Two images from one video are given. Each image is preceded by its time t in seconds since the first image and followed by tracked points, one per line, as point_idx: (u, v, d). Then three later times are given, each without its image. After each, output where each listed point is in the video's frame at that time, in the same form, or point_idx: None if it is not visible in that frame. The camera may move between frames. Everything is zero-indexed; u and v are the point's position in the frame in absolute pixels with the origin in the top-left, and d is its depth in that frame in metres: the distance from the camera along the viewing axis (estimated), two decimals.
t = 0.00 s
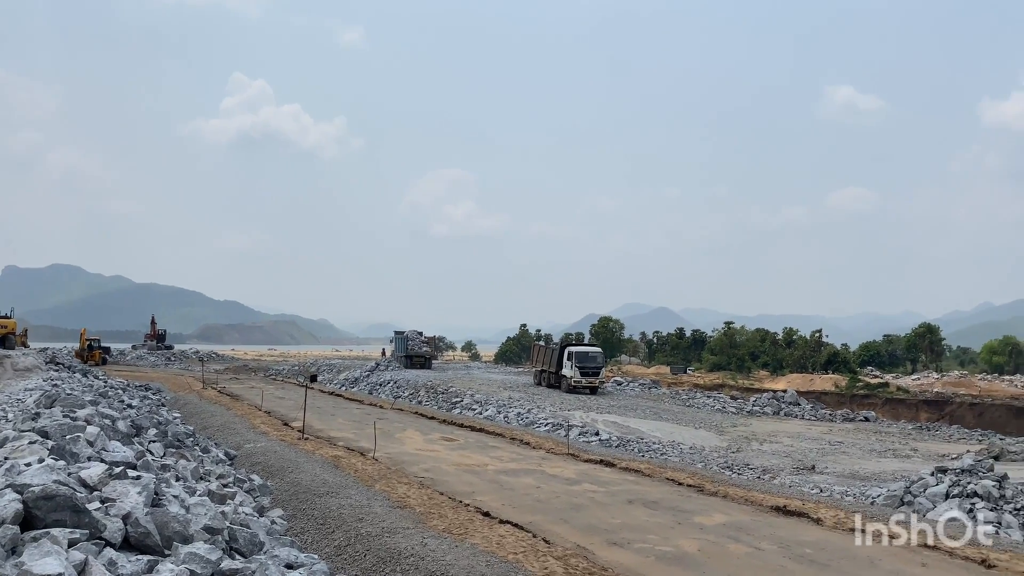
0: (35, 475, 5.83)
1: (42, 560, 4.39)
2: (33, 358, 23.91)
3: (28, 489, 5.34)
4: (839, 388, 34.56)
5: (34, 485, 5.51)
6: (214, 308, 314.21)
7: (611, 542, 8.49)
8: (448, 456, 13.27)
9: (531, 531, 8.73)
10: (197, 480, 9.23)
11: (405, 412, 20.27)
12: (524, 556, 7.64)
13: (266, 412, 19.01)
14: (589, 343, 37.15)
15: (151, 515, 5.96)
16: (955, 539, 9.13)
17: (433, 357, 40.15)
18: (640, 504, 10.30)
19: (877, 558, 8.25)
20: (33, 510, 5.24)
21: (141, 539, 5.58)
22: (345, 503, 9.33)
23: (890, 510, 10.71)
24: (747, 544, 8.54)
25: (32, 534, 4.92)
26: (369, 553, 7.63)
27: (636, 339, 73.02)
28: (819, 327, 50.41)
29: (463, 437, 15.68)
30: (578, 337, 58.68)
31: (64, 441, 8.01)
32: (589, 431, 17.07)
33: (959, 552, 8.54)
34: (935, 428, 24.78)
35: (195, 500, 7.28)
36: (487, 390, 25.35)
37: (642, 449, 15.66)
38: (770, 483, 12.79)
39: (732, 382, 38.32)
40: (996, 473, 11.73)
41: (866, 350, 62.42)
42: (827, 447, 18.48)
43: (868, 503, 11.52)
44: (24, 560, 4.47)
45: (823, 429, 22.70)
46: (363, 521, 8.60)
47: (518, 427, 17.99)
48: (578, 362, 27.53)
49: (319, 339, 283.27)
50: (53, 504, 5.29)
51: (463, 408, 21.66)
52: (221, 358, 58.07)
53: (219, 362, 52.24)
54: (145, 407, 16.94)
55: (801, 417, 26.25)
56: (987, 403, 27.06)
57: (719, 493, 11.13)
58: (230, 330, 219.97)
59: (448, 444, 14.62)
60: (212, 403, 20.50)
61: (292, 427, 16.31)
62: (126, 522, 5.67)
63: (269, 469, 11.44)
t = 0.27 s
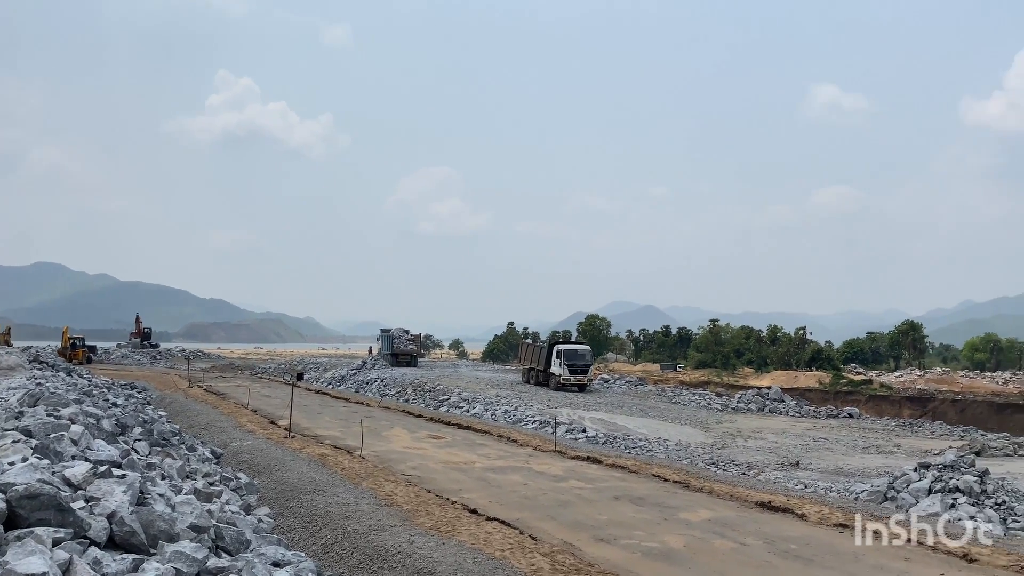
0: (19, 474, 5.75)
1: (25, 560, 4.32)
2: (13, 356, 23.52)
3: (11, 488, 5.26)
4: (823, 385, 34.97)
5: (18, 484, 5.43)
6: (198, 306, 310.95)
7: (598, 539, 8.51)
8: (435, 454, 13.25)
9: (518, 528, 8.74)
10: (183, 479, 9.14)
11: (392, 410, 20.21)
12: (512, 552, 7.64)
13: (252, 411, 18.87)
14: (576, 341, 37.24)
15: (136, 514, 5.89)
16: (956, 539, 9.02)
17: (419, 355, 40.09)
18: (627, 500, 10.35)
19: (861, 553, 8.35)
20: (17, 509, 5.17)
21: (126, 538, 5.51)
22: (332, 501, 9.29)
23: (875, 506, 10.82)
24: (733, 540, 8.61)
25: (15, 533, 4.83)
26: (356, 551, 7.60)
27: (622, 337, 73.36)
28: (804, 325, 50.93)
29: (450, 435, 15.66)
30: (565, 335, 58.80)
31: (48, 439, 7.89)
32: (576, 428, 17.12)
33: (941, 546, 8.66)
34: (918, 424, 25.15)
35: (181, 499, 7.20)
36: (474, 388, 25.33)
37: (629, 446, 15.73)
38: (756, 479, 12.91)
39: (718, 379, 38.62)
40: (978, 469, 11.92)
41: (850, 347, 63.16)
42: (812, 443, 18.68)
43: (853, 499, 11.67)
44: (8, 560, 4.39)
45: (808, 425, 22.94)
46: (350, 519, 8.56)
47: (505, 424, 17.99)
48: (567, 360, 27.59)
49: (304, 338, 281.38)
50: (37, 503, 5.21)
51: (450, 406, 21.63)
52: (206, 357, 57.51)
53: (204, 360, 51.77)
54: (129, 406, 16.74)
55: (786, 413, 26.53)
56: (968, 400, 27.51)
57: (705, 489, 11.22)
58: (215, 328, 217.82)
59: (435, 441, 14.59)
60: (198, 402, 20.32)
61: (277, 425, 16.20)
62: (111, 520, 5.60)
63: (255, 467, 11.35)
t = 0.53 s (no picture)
0: (14, 473, 5.73)
1: (21, 560, 4.31)
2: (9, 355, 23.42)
3: (7, 487, 5.24)
4: (820, 382, 35.07)
5: (13, 483, 5.41)
6: (194, 304, 310.21)
7: (596, 536, 8.53)
8: (432, 452, 13.24)
9: (515, 526, 8.75)
10: (179, 478, 9.12)
11: (389, 409, 20.21)
12: (509, 551, 7.65)
13: (249, 409, 18.84)
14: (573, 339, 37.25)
15: (132, 513, 5.88)
16: (952, 539, 8.90)
17: (415, 353, 40.09)
18: (625, 498, 10.37)
19: (858, 550, 8.38)
20: (14, 508, 5.15)
21: (123, 537, 5.51)
22: (329, 500, 9.28)
23: (873, 504, 10.85)
24: (730, 537, 8.64)
25: (11, 533, 4.81)
26: (353, 550, 7.60)
27: (620, 335, 73.48)
28: (800, 322, 51.05)
29: (447, 433, 15.66)
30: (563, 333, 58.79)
31: (43, 439, 7.86)
32: (573, 426, 17.14)
33: (939, 544, 8.68)
34: (915, 421, 25.24)
35: (177, 498, 7.19)
36: (471, 386, 25.34)
37: (626, 443, 15.75)
38: (753, 476, 12.95)
39: (715, 377, 38.71)
40: (975, 466, 11.96)
41: (846, 345, 63.36)
42: (809, 440, 18.74)
43: (850, 496, 11.73)
44: (4, 560, 4.37)
45: (805, 423, 23.01)
46: (347, 518, 8.55)
47: (502, 422, 18.00)
48: (566, 359, 27.61)
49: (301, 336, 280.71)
50: (32, 502, 5.19)
51: (447, 405, 21.64)
52: (203, 355, 57.44)
53: (200, 359, 51.68)
54: (125, 404, 16.70)
55: (783, 411, 26.60)
56: (965, 397, 27.62)
57: (702, 487, 11.25)
58: (211, 327, 217.30)
59: (433, 440, 14.60)
60: (194, 401, 20.28)
61: (274, 424, 16.19)
62: (108, 519, 5.59)
63: (251, 466, 11.34)
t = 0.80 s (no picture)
0: (25, 471, 5.79)
1: (32, 557, 4.37)
2: (20, 354, 23.62)
3: (18, 485, 5.31)
4: (828, 378, 34.89)
5: (23, 482, 5.47)
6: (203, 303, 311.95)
7: (604, 533, 8.54)
8: (439, 449, 13.28)
9: (523, 523, 8.77)
10: (188, 475, 9.19)
11: (397, 406, 20.27)
12: (517, 548, 7.67)
13: (257, 407, 18.95)
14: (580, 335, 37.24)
15: (142, 510, 5.94)
16: (954, 539, 8.69)
17: (421, 350, 40.18)
18: (632, 495, 10.37)
19: (867, 547, 8.35)
20: (24, 506, 5.22)
21: (132, 535, 5.56)
22: (336, 497, 9.32)
23: (881, 500, 10.79)
24: (738, 534, 8.62)
25: (22, 530, 4.86)
26: (361, 547, 7.64)
27: (627, 332, 73.36)
28: (808, 319, 50.82)
29: (455, 430, 15.70)
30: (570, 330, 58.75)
31: (53, 437, 7.94)
32: (581, 423, 17.14)
33: (950, 541, 8.63)
34: (923, 417, 25.10)
35: (186, 496, 7.25)
36: (478, 384, 25.39)
37: (634, 441, 15.75)
38: (761, 473, 12.92)
39: (722, 374, 38.60)
40: (984, 462, 11.88)
41: (854, 341, 63.03)
42: (818, 437, 18.67)
43: (858, 493, 11.68)
44: (15, 556, 4.42)
45: (813, 419, 22.91)
46: (355, 515, 8.60)
47: (510, 420, 18.02)
48: (573, 356, 27.60)
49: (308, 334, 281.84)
50: (43, 500, 5.26)
51: (454, 402, 21.69)
52: (212, 354, 57.80)
53: (209, 357, 52.00)
54: (135, 403, 16.82)
55: (791, 407, 26.50)
56: (974, 392, 27.43)
57: (710, 484, 11.23)
58: (220, 325, 218.46)
59: (440, 437, 14.64)
60: (203, 399, 20.40)
61: (282, 422, 16.28)
62: (117, 517, 5.65)
63: (260, 464, 11.41)
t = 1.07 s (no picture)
0: (47, 469, 5.92)
1: (54, 553, 4.48)
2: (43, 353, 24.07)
3: (40, 483, 5.43)
4: (846, 376, 34.46)
5: (46, 479, 5.59)
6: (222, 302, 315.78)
7: (619, 531, 8.52)
8: (455, 447, 13.34)
9: (540, 520, 8.79)
10: (206, 473, 9.33)
11: (413, 404, 20.38)
12: (533, 545, 7.70)
13: (275, 405, 19.14)
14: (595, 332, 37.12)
15: (161, 508, 6.06)
16: (948, 540, 8.46)
17: (436, 348, 40.32)
18: (648, 493, 10.33)
19: (885, 545, 8.26)
20: (47, 503, 5.34)
21: (152, 531, 5.67)
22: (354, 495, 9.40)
23: (900, 498, 10.65)
24: (756, 532, 8.57)
25: (44, 527, 4.98)
26: (379, 544, 7.70)
27: (642, 329, 73.01)
28: (826, 315, 50.23)
29: (471, 428, 15.76)
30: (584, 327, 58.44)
31: (75, 435, 8.11)
32: (597, 421, 17.11)
33: (968, 539, 8.51)
34: (943, 414, 24.70)
35: (205, 493, 7.37)
36: (494, 381, 25.44)
37: (650, 438, 15.68)
38: (778, 471, 12.81)
39: (739, 371, 38.29)
40: (1005, 459, 11.68)
41: (873, 337, 62.17)
42: (835, 434, 18.45)
43: (877, 490, 11.54)
44: (39, 552, 4.53)
45: (831, 417, 22.65)
46: (372, 512, 8.68)
47: (525, 417, 18.04)
48: (590, 353, 27.55)
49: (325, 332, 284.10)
50: (65, 497, 5.37)
51: (470, 400, 21.77)
52: (230, 352, 58.45)
53: (228, 356, 52.61)
54: (154, 401, 17.08)
55: (809, 405, 26.21)
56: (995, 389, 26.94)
57: (727, 481, 11.16)
58: (238, 324, 220.93)
59: (456, 435, 14.71)
60: (222, 397, 20.66)
61: (300, 420, 16.43)
62: (138, 513, 5.76)
63: (278, 461, 11.54)
